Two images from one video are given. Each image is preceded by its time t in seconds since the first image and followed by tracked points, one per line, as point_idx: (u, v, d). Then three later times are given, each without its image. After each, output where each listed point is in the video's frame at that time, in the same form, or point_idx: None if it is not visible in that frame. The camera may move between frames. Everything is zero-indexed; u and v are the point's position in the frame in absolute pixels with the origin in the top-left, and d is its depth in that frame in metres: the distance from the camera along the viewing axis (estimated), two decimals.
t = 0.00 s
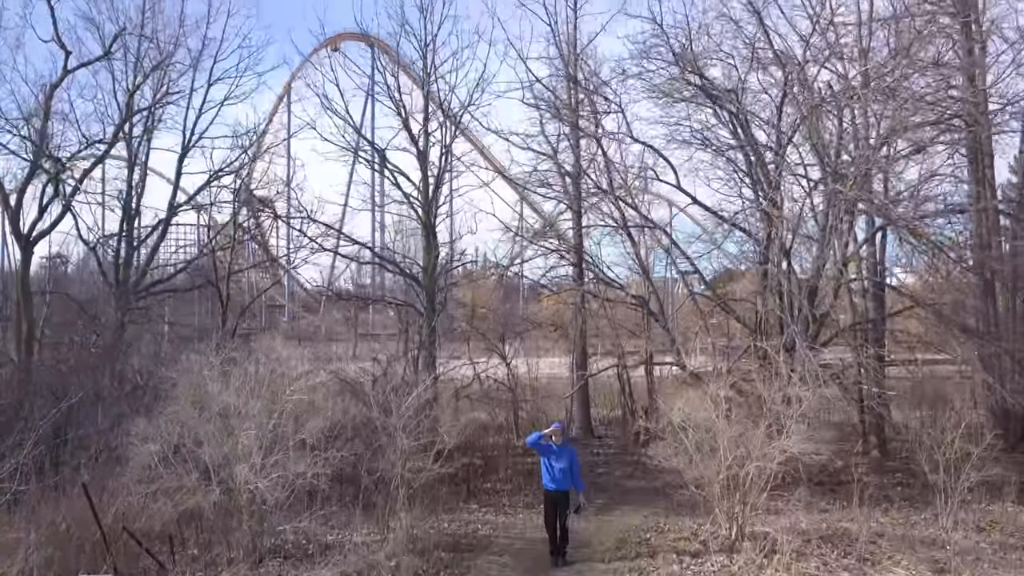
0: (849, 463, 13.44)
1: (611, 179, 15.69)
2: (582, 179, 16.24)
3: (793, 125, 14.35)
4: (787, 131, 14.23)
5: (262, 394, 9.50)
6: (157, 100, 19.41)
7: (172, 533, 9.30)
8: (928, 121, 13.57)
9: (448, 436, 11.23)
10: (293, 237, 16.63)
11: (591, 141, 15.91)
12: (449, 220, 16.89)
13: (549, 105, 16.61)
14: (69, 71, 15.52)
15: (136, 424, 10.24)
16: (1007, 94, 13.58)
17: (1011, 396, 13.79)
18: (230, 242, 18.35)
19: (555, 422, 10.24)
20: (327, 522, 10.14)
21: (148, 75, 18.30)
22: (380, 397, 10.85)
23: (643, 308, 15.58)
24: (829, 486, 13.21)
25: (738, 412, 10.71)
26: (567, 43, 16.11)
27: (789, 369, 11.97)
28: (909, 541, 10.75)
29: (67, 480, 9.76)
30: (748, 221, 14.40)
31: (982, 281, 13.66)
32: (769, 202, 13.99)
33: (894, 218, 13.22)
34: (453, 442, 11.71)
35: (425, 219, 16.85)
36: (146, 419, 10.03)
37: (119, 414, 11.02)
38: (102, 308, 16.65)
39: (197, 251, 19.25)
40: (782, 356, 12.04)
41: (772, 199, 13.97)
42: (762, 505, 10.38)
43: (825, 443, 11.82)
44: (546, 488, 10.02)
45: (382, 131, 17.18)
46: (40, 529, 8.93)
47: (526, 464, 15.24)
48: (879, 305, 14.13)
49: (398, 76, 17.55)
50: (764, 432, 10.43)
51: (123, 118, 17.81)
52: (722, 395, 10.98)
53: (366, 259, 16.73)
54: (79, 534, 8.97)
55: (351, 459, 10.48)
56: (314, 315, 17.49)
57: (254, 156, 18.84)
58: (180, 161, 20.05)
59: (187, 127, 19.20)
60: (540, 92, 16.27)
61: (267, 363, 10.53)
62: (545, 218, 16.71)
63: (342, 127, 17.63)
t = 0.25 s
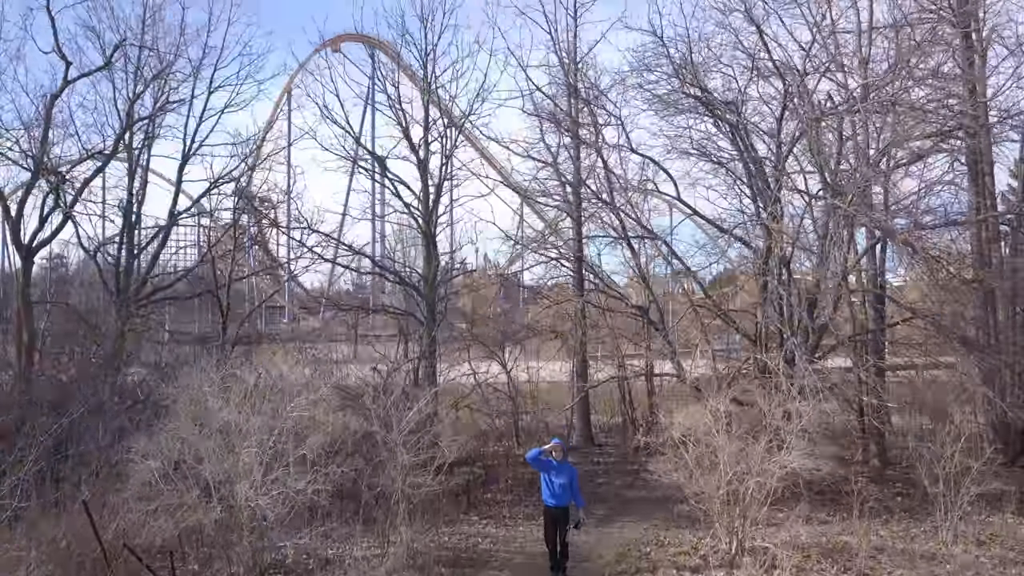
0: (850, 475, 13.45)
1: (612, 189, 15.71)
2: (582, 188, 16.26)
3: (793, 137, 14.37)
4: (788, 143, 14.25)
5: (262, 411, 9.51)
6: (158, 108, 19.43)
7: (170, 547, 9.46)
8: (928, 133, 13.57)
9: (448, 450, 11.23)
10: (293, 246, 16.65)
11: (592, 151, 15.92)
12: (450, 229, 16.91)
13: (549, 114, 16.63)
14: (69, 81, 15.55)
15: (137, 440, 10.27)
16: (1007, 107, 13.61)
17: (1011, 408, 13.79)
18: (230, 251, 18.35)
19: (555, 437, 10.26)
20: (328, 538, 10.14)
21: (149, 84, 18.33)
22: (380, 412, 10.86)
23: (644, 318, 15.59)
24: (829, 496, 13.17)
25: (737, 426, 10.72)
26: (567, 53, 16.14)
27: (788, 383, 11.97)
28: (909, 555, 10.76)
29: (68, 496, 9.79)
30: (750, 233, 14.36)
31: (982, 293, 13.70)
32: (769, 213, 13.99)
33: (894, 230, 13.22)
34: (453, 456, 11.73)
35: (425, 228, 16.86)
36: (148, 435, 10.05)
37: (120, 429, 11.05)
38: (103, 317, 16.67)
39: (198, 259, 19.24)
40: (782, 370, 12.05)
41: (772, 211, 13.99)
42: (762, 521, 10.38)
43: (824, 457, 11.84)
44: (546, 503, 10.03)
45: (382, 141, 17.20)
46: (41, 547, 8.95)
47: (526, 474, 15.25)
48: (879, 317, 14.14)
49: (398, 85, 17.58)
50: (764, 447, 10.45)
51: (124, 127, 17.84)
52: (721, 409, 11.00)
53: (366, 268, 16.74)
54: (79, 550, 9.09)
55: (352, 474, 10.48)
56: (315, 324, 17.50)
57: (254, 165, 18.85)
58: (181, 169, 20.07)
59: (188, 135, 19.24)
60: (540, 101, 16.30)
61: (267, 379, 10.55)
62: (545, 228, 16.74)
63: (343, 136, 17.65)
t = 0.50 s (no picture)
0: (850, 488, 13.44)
1: (612, 202, 15.73)
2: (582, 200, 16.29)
3: (793, 151, 14.39)
4: (788, 156, 14.27)
5: (263, 431, 9.51)
6: (159, 119, 19.48)
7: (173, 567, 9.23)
8: (928, 147, 13.58)
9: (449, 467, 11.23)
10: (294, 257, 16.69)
11: (592, 163, 15.95)
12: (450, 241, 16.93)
13: (550, 126, 16.68)
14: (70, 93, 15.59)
15: (138, 459, 10.27)
16: (1006, 122, 13.64)
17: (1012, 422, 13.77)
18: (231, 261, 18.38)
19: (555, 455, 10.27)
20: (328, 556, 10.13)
21: (150, 96, 18.38)
22: (380, 429, 10.85)
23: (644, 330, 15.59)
24: (829, 508, 13.13)
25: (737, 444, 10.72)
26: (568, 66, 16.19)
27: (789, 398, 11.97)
28: (910, 572, 10.74)
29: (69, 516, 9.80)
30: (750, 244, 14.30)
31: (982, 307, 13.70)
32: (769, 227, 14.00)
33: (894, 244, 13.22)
34: (454, 472, 11.73)
35: (426, 239, 16.88)
36: (148, 454, 10.06)
37: (121, 446, 11.06)
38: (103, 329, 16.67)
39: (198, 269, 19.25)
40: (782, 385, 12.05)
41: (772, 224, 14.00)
42: (763, 538, 10.37)
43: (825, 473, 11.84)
44: (546, 521, 10.04)
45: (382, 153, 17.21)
46: (42, 567, 8.95)
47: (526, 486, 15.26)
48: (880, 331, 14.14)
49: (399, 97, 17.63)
50: (764, 465, 10.45)
51: (125, 138, 17.89)
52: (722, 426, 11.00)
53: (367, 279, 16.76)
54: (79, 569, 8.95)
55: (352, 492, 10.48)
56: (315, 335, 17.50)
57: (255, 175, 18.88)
58: (181, 179, 20.10)
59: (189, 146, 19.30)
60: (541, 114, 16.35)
61: (268, 397, 10.56)
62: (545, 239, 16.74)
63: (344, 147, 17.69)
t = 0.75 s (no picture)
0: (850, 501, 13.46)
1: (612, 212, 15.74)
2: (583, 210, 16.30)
3: (794, 163, 14.38)
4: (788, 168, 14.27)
5: (263, 449, 9.52)
6: (159, 128, 19.50)
7: None
8: (928, 160, 13.57)
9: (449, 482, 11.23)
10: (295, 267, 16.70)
11: (593, 174, 15.96)
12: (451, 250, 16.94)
13: (551, 136, 16.70)
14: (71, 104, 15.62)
15: (139, 476, 10.28)
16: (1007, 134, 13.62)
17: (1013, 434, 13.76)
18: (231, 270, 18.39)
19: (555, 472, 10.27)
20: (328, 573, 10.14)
21: (150, 105, 18.39)
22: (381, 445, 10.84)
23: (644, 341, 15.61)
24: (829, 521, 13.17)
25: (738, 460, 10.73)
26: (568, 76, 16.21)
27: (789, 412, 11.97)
28: None
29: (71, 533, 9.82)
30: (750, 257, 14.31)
31: (983, 319, 13.69)
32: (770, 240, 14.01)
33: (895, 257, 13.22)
34: (455, 486, 11.73)
35: (427, 249, 16.89)
36: (150, 471, 10.08)
37: (123, 462, 11.08)
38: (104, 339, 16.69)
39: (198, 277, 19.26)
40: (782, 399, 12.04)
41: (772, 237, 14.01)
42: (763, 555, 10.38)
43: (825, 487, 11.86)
44: (547, 538, 10.03)
45: (383, 163, 17.24)
46: None
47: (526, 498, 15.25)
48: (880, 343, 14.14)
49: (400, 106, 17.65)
50: (765, 482, 10.45)
51: (126, 148, 17.90)
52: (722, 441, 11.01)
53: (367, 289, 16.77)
54: None
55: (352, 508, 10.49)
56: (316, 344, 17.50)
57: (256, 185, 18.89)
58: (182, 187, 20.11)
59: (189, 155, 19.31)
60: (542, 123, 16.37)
61: (268, 413, 10.56)
62: (546, 250, 16.77)
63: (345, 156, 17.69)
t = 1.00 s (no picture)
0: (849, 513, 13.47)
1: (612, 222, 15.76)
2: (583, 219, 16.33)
3: (794, 176, 14.39)
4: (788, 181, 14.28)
5: (263, 467, 9.53)
6: (160, 137, 19.55)
7: None
8: (928, 173, 13.56)
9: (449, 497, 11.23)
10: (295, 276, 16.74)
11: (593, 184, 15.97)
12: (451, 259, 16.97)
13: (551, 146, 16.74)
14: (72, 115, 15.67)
15: (139, 493, 10.30)
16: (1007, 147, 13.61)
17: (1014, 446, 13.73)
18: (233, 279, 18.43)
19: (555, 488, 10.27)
20: None
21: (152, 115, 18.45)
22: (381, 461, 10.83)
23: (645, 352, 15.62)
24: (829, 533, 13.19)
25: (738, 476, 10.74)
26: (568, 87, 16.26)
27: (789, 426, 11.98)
28: None
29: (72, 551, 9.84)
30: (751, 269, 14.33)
31: (984, 331, 13.68)
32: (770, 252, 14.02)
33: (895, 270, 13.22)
34: (455, 500, 11.73)
35: (427, 259, 16.90)
36: (151, 489, 10.09)
37: (124, 478, 11.10)
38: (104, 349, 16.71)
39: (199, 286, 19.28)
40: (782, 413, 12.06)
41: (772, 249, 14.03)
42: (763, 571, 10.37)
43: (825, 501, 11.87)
44: (546, 555, 10.03)
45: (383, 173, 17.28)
46: None
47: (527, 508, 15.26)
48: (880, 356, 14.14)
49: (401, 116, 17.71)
50: (765, 498, 10.45)
51: (127, 158, 17.96)
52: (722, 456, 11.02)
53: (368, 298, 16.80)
54: None
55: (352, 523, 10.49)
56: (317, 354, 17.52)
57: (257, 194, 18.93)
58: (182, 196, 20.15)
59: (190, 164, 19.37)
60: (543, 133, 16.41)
61: (268, 430, 10.58)
62: (546, 259, 16.79)
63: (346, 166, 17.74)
